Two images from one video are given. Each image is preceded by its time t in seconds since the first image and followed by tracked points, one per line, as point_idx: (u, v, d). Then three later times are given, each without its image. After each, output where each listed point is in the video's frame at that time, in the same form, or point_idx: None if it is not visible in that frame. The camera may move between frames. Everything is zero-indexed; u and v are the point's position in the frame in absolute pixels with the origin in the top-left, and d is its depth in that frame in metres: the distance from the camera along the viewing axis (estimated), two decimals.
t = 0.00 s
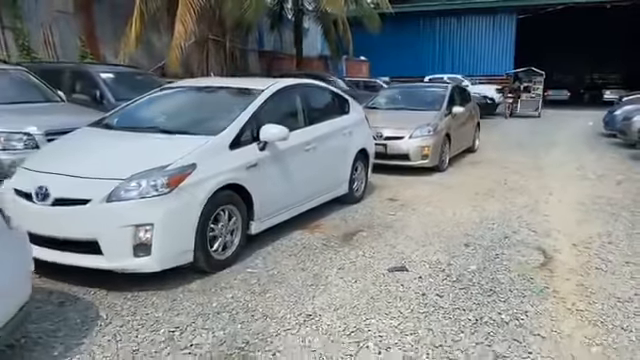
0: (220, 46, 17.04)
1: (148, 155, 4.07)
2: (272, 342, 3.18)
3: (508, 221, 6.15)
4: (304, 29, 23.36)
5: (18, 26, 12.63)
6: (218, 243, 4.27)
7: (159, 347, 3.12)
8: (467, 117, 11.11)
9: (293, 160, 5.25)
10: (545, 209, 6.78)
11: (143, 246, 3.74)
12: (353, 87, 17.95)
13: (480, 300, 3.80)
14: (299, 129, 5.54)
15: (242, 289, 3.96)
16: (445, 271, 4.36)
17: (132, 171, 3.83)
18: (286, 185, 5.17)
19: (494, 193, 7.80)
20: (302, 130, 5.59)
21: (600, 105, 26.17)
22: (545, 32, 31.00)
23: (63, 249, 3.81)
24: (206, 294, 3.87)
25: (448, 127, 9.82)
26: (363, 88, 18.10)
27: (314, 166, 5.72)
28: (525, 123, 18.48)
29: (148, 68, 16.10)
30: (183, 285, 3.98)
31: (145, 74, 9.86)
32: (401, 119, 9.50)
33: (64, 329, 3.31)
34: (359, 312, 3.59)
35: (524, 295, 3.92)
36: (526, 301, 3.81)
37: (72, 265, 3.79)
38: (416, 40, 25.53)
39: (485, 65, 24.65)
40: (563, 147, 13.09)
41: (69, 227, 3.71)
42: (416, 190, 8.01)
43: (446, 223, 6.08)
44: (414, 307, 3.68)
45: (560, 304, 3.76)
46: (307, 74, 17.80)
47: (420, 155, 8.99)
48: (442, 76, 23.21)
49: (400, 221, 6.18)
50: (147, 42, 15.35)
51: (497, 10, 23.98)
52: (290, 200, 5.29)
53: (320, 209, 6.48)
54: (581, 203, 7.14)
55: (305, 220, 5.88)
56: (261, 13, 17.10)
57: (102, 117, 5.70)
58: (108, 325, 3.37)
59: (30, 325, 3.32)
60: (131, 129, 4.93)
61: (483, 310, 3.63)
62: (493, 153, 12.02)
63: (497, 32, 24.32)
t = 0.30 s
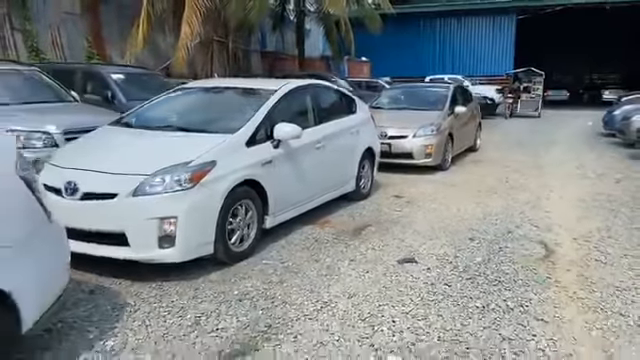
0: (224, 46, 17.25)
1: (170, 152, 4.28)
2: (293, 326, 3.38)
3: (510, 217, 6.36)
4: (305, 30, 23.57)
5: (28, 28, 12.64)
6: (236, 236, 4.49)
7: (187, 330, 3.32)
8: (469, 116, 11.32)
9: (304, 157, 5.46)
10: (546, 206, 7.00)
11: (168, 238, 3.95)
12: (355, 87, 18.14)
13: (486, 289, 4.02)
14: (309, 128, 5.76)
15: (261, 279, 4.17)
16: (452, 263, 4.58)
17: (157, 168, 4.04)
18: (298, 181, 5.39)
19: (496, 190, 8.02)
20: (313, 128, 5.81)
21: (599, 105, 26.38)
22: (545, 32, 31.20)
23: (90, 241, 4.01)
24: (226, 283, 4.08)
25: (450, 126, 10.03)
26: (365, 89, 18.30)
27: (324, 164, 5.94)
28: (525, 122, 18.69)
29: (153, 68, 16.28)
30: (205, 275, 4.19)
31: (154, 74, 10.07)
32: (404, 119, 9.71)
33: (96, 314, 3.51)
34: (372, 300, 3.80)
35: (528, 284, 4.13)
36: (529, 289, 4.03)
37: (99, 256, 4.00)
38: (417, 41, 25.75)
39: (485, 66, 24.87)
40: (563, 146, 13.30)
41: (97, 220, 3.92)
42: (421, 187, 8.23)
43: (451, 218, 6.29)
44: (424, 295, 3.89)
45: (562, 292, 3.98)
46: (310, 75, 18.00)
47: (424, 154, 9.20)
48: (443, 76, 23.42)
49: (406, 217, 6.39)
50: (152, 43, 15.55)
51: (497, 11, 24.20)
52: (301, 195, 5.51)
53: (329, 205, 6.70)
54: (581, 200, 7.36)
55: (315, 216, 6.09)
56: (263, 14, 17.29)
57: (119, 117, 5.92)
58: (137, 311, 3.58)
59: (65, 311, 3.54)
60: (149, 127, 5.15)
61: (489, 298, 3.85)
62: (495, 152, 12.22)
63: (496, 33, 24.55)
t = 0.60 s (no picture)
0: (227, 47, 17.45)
1: (192, 150, 4.49)
2: (313, 314, 3.58)
3: (513, 214, 6.57)
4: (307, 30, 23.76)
5: (36, 30, 12.83)
6: (253, 230, 4.70)
7: (214, 317, 3.52)
8: (471, 116, 11.54)
9: (315, 155, 5.68)
10: (547, 203, 7.21)
11: (191, 231, 4.16)
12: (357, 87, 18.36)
13: (493, 280, 4.23)
14: (320, 127, 5.98)
15: (278, 271, 4.39)
16: (459, 256, 4.79)
17: (180, 165, 4.26)
18: (309, 178, 5.60)
19: (499, 188, 8.23)
20: (323, 128, 6.02)
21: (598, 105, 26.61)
22: (545, 33, 31.42)
23: (117, 234, 4.23)
24: (245, 274, 4.30)
25: (453, 126, 10.25)
26: (367, 89, 18.50)
27: (333, 162, 6.15)
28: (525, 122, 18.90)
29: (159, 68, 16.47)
30: (224, 267, 4.40)
31: (162, 75, 10.27)
32: (408, 118, 9.93)
33: (126, 303, 3.72)
34: (386, 290, 4.01)
35: (532, 275, 4.35)
36: (534, 280, 4.24)
37: (125, 249, 4.22)
38: (417, 41, 25.96)
39: (485, 66, 25.08)
40: (563, 146, 13.52)
41: (124, 215, 4.13)
42: (425, 185, 8.45)
43: (456, 215, 6.50)
44: (434, 285, 4.10)
45: (565, 283, 4.20)
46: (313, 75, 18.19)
47: (427, 152, 9.41)
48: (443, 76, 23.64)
49: (412, 213, 6.61)
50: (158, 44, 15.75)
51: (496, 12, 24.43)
52: (312, 192, 5.72)
53: (337, 202, 6.92)
54: (582, 197, 7.57)
55: (324, 212, 6.31)
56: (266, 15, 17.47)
57: (136, 118, 6.14)
58: (164, 300, 3.78)
59: (96, 300, 3.75)
60: (168, 127, 5.37)
61: (497, 288, 4.06)
62: (496, 151, 12.44)
63: (496, 33, 24.80)
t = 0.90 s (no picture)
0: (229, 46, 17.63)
1: (210, 147, 4.69)
2: (329, 301, 3.78)
3: (515, 209, 6.76)
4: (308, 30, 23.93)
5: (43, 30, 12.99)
6: (268, 224, 4.90)
7: (235, 304, 3.72)
8: (472, 115, 11.73)
9: (325, 153, 5.87)
10: (548, 199, 7.41)
11: (211, 224, 4.36)
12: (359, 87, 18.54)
13: (498, 270, 4.43)
14: (329, 126, 6.17)
15: (292, 262, 4.59)
16: (465, 249, 4.99)
17: (200, 161, 4.45)
18: (319, 175, 5.79)
19: (501, 185, 8.42)
20: (332, 126, 6.22)
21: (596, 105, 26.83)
22: (544, 33, 31.64)
23: (139, 228, 4.42)
24: (262, 265, 4.49)
25: (455, 125, 10.44)
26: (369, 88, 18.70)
27: (342, 159, 6.34)
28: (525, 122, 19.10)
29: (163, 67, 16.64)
30: (241, 259, 4.60)
31: (170, 75, 10.45)
32: (411, 117, 10.13)
33: (151, 292, 3.91)
34: (397, 280, 4.21)
35: (536, 266, 4.55)
36: (537, 270, 4.45)
37: (147, 241, 4.42)
38: (417, 41, 26.16)
39: (485, 66, 25.27)
40: (563, 144, 13.72)
41: (147, 209, 4.32)
42: (429, 183, 8.64)
43: (460, 211, 6.69)
44: (443, 275, 4.30)
45: (567, 273, 4.40)
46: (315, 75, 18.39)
47: (430, 151, 9.61)
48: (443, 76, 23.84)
49: (418, 209, 6.81)
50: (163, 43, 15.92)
51: (496, 12, 24.65)
52: (321, 188, 5.91)
53: (345, 198, 7.11)
54: (582, 193, 7.77)
55: (333, 208, 6.50)
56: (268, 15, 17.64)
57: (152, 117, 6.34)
58: (186, 288, 3.98)
59: (122, 289, 3.95)
60: (184, 125, 5.56)
61: (502, 278, 4.25)
62: (497, 150, 12.64)
63: (496, 34, 25.01)
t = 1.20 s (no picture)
0: (233, 47, 17.82)
1: (224, 145, 4.89)
2: (341, 290, 3.99)
3: (517, 205, 6.97)
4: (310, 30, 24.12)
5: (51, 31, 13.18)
6: (280, 218, 5.10)
7: (252, 293, 3.92)
8: (474, 114, 11.93)
9: (332, 150, 6.06)
10: (549, 195, 7.61)
11: (227, 218, 4.56)
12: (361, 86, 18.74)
13: (501, 262, 4.63)
14: (337, 125, 6.38)
15: (304, 255, 4.80)
16: (469, 242, 5.20)
17: (215, 158, 4.65)
18: (327, 172, 5.99)
19: (503, 182, 8.62)
20: (339, 125, 6.42)
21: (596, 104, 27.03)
22: (545, 32, 31.83)
23: (157, 222, 4.62)
24: (275, 257, 4.70)
25: (457, 123, 10.64)
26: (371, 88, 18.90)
27: (348, 157, 6.54)
28: (526, 121, 19.29)
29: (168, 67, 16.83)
30: (256, 251, 4.81)
31: (177, 75, 10.64)
32: (414, 116, 10.33)
33: (171, 281, 4.12)
34: (405, 271, 4.42)
35: (537, 258, 4.75)
36: (539, 262, 4.65)
37: (166, 234, 4.62)
38: (418, 41, 26.35)
39: (486, 65, 25.46)
40: (562, 143, 13.93)
41: (165, 204, 4.53)
42: (432, 180, 8.85)
43: (463, 207, 6.89)
44: (449, 267, 4.51)
45: (567, 264, 4.60)
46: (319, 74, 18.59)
47: (433, 149, 9.82)
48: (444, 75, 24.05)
49: (422, 205, 7.01)
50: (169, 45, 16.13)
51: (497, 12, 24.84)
52: (329, 185, 6.10)
53: (351, 195, 7.31)
54: (581, 190, 7.97)
55: (340, 204, 6.71)
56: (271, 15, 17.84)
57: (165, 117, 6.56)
58: (205, 279, 4.18)
59: (144, 279, 4.15)
60: (197, 124, 5.77)
61: (505, 269, 4.46)
62: (499, 148, 12.85)
63: (496, 33, 25.21)
